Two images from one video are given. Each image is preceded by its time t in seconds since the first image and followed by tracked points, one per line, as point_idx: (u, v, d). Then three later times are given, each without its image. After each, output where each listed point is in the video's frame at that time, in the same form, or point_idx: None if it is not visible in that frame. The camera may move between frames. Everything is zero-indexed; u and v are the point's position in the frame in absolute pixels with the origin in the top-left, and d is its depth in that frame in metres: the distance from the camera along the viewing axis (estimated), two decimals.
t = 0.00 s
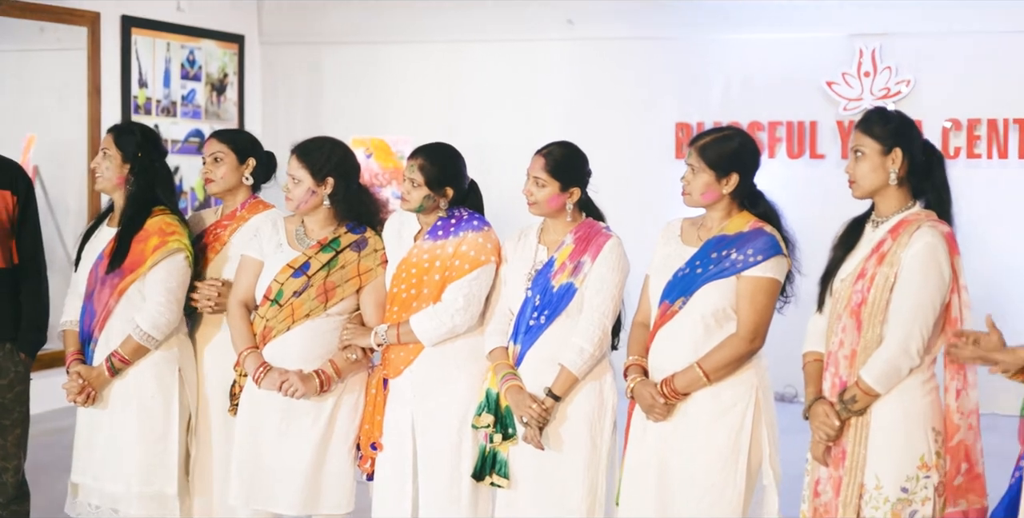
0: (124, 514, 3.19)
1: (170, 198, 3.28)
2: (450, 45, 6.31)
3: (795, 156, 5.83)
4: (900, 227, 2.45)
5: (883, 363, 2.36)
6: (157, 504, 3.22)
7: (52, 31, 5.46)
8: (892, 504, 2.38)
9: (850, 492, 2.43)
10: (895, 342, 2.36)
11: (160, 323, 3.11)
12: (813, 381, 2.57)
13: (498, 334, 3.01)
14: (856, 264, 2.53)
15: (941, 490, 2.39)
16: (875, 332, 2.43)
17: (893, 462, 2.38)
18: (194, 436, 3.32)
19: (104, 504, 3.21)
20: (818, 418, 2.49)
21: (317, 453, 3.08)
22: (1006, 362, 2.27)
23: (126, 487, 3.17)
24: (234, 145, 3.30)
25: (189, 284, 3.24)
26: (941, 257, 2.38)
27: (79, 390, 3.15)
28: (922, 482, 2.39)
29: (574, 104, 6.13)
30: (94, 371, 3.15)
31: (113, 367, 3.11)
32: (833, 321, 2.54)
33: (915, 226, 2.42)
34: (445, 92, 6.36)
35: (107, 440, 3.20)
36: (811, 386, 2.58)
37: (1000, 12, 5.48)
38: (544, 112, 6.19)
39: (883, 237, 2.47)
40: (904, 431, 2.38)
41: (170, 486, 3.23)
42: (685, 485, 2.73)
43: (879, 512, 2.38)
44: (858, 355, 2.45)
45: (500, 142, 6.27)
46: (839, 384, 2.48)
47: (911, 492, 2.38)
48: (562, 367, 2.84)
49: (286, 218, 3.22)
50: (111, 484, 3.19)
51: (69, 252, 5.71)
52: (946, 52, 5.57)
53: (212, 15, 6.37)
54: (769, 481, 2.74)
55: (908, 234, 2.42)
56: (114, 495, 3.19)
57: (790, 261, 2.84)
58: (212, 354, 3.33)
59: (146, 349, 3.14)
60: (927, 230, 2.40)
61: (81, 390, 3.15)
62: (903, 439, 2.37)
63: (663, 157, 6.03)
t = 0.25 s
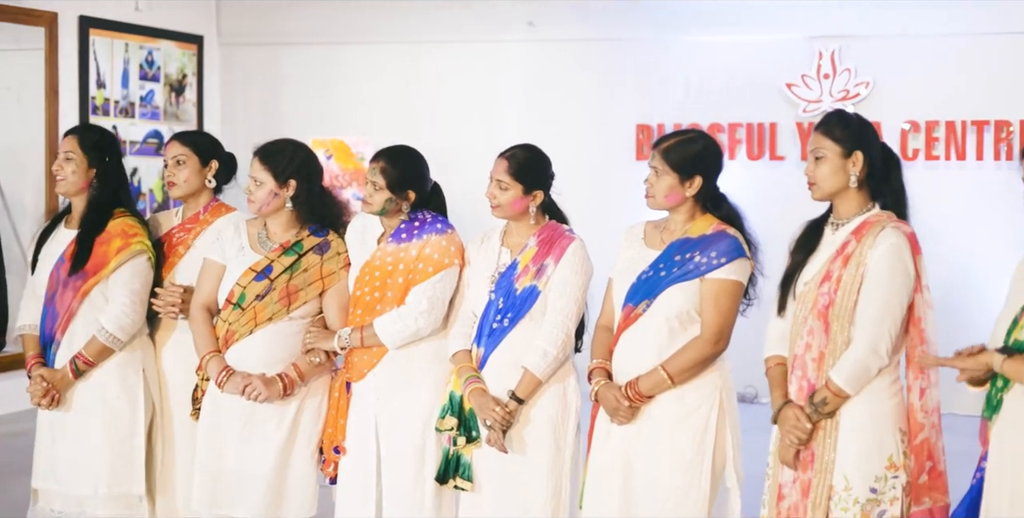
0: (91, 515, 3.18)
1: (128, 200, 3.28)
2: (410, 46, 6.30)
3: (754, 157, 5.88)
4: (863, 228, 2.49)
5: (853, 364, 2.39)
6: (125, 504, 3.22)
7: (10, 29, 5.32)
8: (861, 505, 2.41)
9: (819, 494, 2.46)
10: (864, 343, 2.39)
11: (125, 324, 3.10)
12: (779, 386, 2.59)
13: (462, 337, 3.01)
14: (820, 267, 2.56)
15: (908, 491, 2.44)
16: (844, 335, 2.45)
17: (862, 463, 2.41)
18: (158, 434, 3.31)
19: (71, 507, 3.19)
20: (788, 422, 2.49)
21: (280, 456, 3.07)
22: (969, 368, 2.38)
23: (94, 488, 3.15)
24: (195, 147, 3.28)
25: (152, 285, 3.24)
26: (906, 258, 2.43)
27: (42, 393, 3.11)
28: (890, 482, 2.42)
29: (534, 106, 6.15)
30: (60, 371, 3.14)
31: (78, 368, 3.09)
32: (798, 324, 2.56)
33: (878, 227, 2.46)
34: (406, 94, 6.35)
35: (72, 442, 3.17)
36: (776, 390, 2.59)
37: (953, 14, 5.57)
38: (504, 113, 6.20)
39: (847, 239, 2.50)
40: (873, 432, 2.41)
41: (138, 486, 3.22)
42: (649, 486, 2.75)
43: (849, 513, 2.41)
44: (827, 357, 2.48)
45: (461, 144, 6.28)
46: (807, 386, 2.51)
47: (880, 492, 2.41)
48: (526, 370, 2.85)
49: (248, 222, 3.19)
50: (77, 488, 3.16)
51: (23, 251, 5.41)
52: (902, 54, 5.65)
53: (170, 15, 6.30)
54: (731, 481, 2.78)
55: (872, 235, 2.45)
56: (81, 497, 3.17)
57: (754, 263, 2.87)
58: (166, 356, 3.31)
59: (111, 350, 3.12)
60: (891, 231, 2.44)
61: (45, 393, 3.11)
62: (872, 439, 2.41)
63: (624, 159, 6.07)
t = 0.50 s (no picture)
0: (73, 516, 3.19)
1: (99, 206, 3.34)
2: (386, 46, 6.29)
3: (730, 158, 5.90)
4: (840, 232, 2.50)
5: (831, 366, 2.41)
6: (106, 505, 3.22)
7: None
8: (839, 509, 2.43)
9: (799, 497, 2.47)
10: (842, 346, 2.42)
11: (107, 322, 3.12)
12: (755, 389, 2.59)
13: (439, 341, 3.01)
14: (796, 270, 2.57)
15: (886, 495, 2.45)
16: (822, 339, 2.47)
17: (840, 466, 2.43)
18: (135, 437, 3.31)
19: (53, 510, 3.19)
20: (766, 425, 2.50)
21: (259, 460, 3.07)
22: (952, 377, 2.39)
23: (75, 488, 3.17)
24: (173, 152, 3.27)
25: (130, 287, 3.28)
26: (884, 262, 2.45)
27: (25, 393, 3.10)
28: (867, 486, 2.44)
29: (510, 107, 6.17)
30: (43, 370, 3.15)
31: (63, 366, 3.10)
32: (774, 328, 2.57)
33: (855, 231, 2.47)
34: (382, 95, 6.35)
35: (54, 443, 3.19)
36: (750, 393, 2.60)
37: (924, 16, 5.62)
38: (480, 115, 6.21)
39: (824, 243, 2.52)
40: (850, 435, 2.44)
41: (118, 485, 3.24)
42: (627, 491, 2.77)
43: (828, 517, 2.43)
44: (805, 361, 2.50)
45: (437, 145, 6.28)
46: (784, 390, 2.52)
47: (858, 495, 2.43)
48: (502, 374, 2.86)
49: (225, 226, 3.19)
50: (59, 488, 3.17)
51: None
52: (875, 57, 5.69)
53: (146, 15, 6.25)
54: (708, 487, 2.79)
55: (850, 239, 2.47)
56: (61, 499, 3.18)
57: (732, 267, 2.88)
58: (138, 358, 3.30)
59: (94, 349, 3.15)
60: (869, 235, 2.46)
61: (28, 394, 3.11)
62: (850, 443, 2.43)
63: (600, 161, 6.09)
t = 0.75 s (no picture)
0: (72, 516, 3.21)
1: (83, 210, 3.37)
2: (380, 48, 6.29)
3: (724, 160, 5.91)
4: (824, 239, 2.51)
5: (818, 373, 2.41)
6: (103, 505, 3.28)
7: None
8: (820, 513, 2.43)
9: (783, 503, 2.48)
10: (829, 354, 2.42)
11: (111, 323, 3.21)
12: (744, 396, 2.60)
13: (433, 344, 3.02)
14: (782, 279, 2.58)
15: (867, 498, 2.45)
16: (809, 346, 2.48)
17: (825, 472, 2.43)
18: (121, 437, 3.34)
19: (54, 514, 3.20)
20: (755, 433, 2.51)
21: (252, 462, 3.08)
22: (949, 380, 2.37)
23: (78, 487, 3.21)
24: (168, 155, 3.27)
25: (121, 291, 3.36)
26: (869, 268, 2.46)
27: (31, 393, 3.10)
28: (850, 491, 2.44)
29: (502, 109, 6.17)
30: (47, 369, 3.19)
31: (71, 366, 3.14)
32: (762, 336, 2.58)
33: (840, 238, 2.49)
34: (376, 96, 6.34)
35: (53, 445, 3.21)
36: (741, 401, 2.61)
37: (915, 18, 5.64)
38: (474, 116, 6.21)
39: (809, 250, 2.53)
40: (836, 441, 2.44)
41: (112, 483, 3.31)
42: (621, 494, 2.77)
43: None
44: (792, 369, 2.51)
45: (430, 148, 6.27)
46: (772, 397, 2.53)
47: (840, 500, 2.43)
48: (495, 377, 2.86)
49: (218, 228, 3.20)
50: (60, 489, 3.20)
51: None
52: (869, 58, 5.70)
53: (139, 16, 6.21)
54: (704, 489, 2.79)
55: (835, 246, 2.48)
56: (61, 500, 3.20)
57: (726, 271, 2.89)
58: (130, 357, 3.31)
59: (96, 349, 3.20)
60: (853, 242, 2.47)
61: (35, 394, 3.11)
62: (835, 449, 2.43)
63: (594, 164, 6.09)
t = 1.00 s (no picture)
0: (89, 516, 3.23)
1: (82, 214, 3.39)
2: (383, 49, 6.29)
3: (727, 161, 5.93)
4: (830, 241, 2.52)
5: (829, 373, 2.42)
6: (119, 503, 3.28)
7: None
8: (807, 506, 2.45)
9: (775, 497, 2.50)
10: (840, 353, 2.43)
11: (123, 324, 3.24)
12: (753, 401, 2.60)
13: (440, 347, 3.03)
14: (788, 282, 2.58)
15: (858, 497, 2.47)
16: (819, 348, 2.49)
17: (823, 470, 2.45)
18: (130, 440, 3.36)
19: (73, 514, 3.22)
20: (766, 436, 2.50)
21: (260, 465, 3.09)
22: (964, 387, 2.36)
23: (97, 486, 3.22)
24: (175, 158, 3.28)
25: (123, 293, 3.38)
26: (875, 270, 2.47)
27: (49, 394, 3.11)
28: (840, 489, 2.46)
29: (505, 110, 6.18)
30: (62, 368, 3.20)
31: (87, 365, 3.16)
32: (770, 341, 2.58)
33: (846, 240, 2.49)
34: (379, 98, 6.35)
35: (70, 444, 3.21)
36: (749, 405, 2.61)
37: (918, 20, 5.65)
38: (477, 118, 6.21)
39: (815, 253, 2.54)
40: (840, 442, 2.45)
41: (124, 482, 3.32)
42: (628, 496, 2.79)
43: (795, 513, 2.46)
44: (802, 371, 2.51)
45: (434, 149, 6.29)
46: (782, 400, 2.54)
47: (830, 496, 2.45)
48: (501, 379, 2.87)
49: (225, 230, 3.21)
50: (80, 488, 3.21)
51: None
52: (872, 60, 5.71)
53: (143, 17, 6.20)
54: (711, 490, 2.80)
55: (841, 247, 2.49)
56: (79, 499, 3.21)
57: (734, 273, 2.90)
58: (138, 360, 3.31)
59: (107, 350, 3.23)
60: (859, 244, 2.48)
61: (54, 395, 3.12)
62: (837, 449, 2.45)
63: (598, 165, 6.11)
